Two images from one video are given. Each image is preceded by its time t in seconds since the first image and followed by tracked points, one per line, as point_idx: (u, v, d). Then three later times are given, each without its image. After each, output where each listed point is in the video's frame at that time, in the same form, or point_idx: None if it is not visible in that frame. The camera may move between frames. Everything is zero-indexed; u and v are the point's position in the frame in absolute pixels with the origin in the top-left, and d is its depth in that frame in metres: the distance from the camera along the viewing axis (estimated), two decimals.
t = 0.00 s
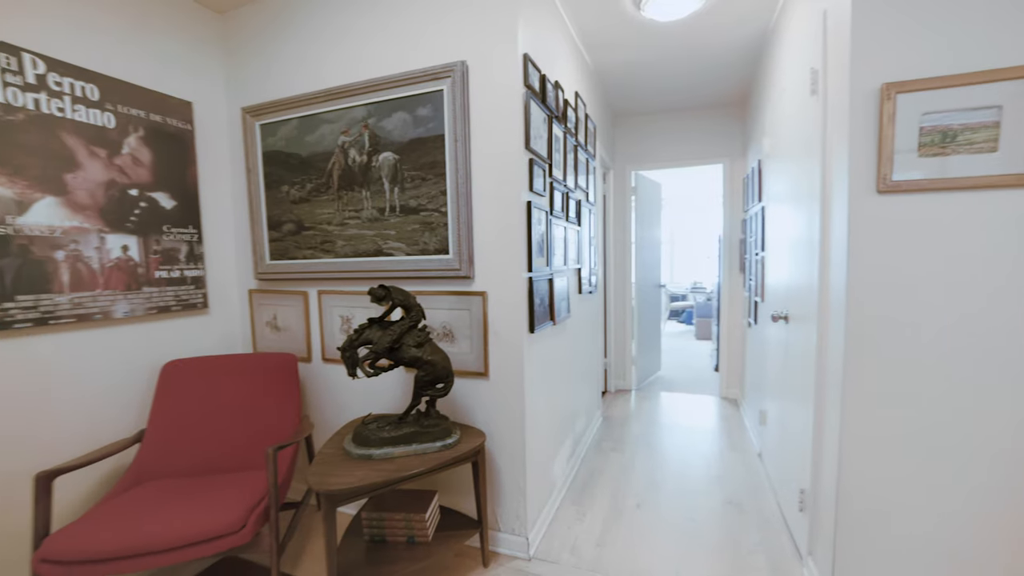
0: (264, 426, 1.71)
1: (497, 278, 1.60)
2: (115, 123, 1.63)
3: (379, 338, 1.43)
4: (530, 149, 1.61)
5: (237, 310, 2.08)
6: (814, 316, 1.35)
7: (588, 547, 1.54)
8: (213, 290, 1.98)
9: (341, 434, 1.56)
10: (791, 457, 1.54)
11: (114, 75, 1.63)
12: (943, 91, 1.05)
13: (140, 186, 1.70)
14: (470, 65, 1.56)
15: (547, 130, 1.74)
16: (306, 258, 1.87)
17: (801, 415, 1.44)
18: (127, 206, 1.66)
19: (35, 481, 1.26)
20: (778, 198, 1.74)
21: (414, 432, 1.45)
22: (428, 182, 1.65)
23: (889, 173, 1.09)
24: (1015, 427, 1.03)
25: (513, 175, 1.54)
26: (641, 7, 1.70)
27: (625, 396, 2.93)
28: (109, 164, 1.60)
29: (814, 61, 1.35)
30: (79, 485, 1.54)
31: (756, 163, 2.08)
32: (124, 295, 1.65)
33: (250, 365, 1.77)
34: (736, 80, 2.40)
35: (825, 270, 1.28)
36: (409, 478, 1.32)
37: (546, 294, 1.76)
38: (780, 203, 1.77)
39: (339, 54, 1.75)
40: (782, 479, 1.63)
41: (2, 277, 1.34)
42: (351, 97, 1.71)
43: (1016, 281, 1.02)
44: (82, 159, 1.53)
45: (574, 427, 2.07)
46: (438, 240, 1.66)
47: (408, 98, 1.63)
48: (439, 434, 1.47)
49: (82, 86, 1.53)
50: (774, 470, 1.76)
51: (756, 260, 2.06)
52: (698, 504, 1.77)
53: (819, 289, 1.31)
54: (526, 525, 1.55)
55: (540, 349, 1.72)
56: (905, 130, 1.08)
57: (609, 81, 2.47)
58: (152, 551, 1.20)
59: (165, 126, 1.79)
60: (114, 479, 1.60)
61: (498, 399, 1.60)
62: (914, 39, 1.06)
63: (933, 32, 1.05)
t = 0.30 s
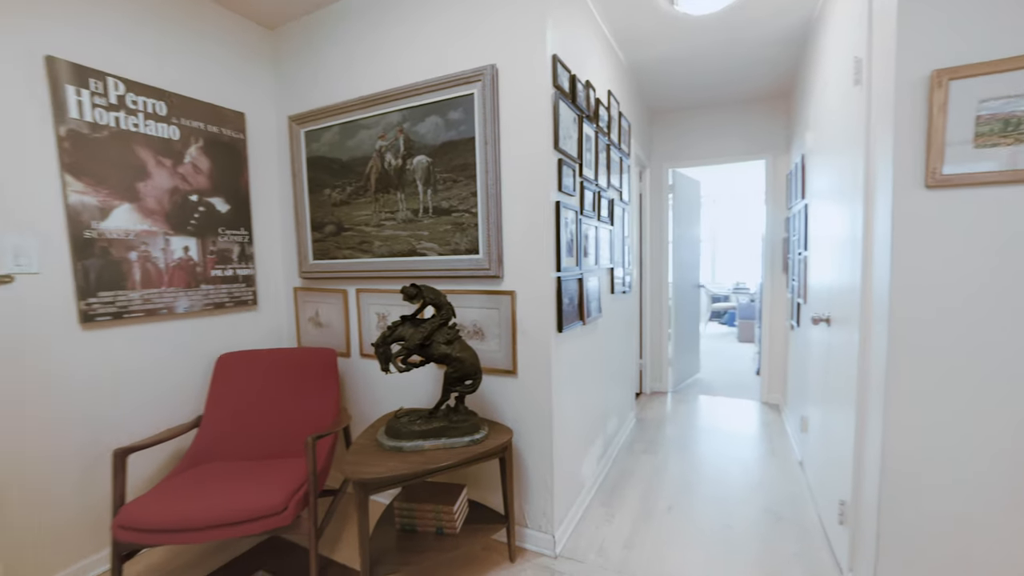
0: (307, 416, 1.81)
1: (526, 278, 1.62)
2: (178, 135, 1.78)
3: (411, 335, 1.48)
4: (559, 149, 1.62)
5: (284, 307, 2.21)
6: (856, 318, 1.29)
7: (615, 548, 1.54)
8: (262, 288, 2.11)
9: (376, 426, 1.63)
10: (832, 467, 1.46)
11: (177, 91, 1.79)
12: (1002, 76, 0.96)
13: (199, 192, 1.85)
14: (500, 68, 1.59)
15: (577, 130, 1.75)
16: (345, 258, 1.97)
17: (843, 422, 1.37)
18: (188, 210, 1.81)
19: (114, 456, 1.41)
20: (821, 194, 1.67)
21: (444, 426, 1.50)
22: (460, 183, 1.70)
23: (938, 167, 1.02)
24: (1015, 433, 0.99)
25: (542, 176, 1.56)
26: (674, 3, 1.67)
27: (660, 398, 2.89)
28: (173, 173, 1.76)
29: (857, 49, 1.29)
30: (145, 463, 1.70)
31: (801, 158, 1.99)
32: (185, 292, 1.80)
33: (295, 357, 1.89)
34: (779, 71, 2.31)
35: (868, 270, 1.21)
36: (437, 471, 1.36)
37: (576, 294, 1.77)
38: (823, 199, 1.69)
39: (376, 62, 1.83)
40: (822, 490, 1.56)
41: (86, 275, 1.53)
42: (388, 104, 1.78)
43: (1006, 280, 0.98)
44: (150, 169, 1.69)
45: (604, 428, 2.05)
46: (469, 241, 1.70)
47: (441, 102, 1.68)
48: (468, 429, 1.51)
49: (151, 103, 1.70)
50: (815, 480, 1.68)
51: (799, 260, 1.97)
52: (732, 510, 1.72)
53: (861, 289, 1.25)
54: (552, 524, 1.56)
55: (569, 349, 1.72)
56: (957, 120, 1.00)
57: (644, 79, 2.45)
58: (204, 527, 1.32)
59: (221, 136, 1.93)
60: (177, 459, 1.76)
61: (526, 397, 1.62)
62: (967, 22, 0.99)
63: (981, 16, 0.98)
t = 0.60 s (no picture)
0: (349, 409, 1.90)
1: (559, 279, 1.63)
2: (237, 145, 1.92)
3: (445, 333, 1.54)
4: (593, 151, 1.62)
5: (330, 305, 2.33)
6: (908, 322, 1.21)
7: (646, 552, 1.52)
8: (310, 287, 2.23)
9: (412, 421, 1.69)
10: (881, 479, 1.39)
11: (236, 105, 1.94)
12: None
13: (254, 197, 1.98)
14: (534, 71, 1.61)
15: (612, 130, 1.74)
16: (386, 259, 2.05)
17: (894, 433, 1.30)
18: (244, 214, 1.95)
19: (180, 439, 1.54)
20: (872, 192, 1.58)
21: (476, 423, 1.54)
22: (495, 186, 1.73)
23: (1003, 160, 0.95)
24: (1010, 435, 0.97)
25: (575, 178, 1.57)
26: None
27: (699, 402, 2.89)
28: (232, 180, 1.90)
29: (912, 37, 1.21)
30: (206, 448, 1.84)
31: (853, 153, 1.90)
32: (241, 290, 1.94)
33: (339, 353, 1.99)
34: (829, 62, 2.21)
35: (922, 271, 1.14)
36: (469, 466, 1.41)
37: (609, 295, 1.76)
38: (875, 197, 1.60)
39: (416, 69, 1.89)
40: (871, 503, 1.48)
41: (159, 274, 1.71)
42: (426, 110, 1.85)
43: (997, 280, 0.97)
44: (212, 177, 1.84)
45: (639, 431, 2.04)
46: (503, 242, 1.73)
47: (476, 107, 1.72)
48: (499, 427, 1.55)
49: (213, 116, 1.85)
50: (864, 492, 1.59)
51: (850, 261, 1.87)
52: (773, 520, 1.65)
53: (914, 292, 1.18)
54: (583, 524, 1.56)
55: (602, 350, 1.72)
56: None
57: (683, 79, 2.44)
58: (256, 508, 1.43)
59: (274, 145, 2.06)
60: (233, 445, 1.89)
61: (557, 397, 1.63)
62: None
63: None
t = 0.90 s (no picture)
0: (387, 404, 1.97)
1: (591, 280, 1.63)
2: (285, 152, 2.03)
3: (478, 333, 1.57)
4: (627, 150, 1.60)
5: (370, 303, 2.42)
6: (971, 328, 1.13)
7: (679, 559, 1.49)
8: (352, 286, 2.33)
9: (446, 417, 1.74)
10: (941, 497, 1.30)
11: (285, 114, 2.05)
12: None
13: (300, 201, 2.09)
14: (567, 72, 1.61)
15: (647, 129, 1.72)
16: (424, 260, 2.11)
17: (954, 447, 1.21)
18: (292, 217, 2.06)
19: (233, 428, 1.64)
20: (932, 187, 1.48)
21: (508, 422, 1.57)
22: (528, 187, 1.75)
23: None
24: None
25: (609, 178, 1.55)
26: None
27: (739, 407, 2.86)
28: (281, 185, 2.02)
29: (980, 18, 1.13)
30: (257, 436, 1.97)
31: (911, 146, 1.78)
32: (289, 289, 2.05)
33: (378, 350, 2.06)
34: (884, 48, 2.09)
35: (986, 273, 1.06)
36: (499, 465, 1.43)
37: (643, 297, 1.73)
38: (935, 192, 1.50)
39: (452, 73, 1.94)
40: (928, 522, 1.39)
41: (216, 274, 1.83)
42: (462, 113, 1.88)
43: None
44: (263, 183, 1.96)
45: (674, 435, 2.00)
46: (536, 243, 1.74)
47: (510, 109, 1.74)
48: (531, 427, 1.57)
49: (264, 126, 1.96)
50: (921, 509, 1.50)
51: (906, 262, 1.77)
52: (818, 534, 1.58)
53: (978, 296, 1.09)
54: (614, 527, 1.55)
55: (636, 353, 1.70)
56: None
57: (723, 75, 2.40)
58: (299, 495, 1.51)
59: (319, 150, 2.16)
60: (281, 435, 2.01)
61: (589, 399, 1.63)
62: None
63: None
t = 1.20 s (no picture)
0: (422, 401, 2.01)
1: (626, 280, 1.60)
2: (328, 155, 2.11)
3: (510, 332, 1.60)
4: (664, 147, 1.56)
5: (408, 302, 2.48)
6: None
7: (716, 570, 1.44)
8: (390, 285, 2.39)
9: (479, 415, 1.76)
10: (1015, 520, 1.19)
11: (329, 118, 2.14)
12: None
13: (342, 203, 2.16)
14: (601, 68, 1.59)
15: (684, 124, 1.68)
16: (458, 259, 2.13)
17: None
18: (334, 217, 2.14)
19: (278, 420, 1.72)
20: (1007, 180, 1.36)
21: (539, 422, 1.57)
22: (562, 186, 1.73)
23: None
24: None
25: (645, 175, 1.52)
26: None
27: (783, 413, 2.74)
28: (324, 187, 2.10)
29: None
30: (300, 427, 2.06)
31: (983, 136, 1.65)
32: (331, 287, 2.13)
33: (414, 347, 2.11)
34: (950, 29, 1.94)
35: None
36: (530, 465, 1.43)
37: (680, 297, 1.69)
38: (1010, 186, 1.38)
39: (487, 73, 1.95)
40: (1001, 548, 1.27)
41: (264, 272, 1.93)
42: (497, 113, 1.89)
43: None
44: (307, 185, 2.04)
45: (713, 441, 1.93)
46: (570, 242, 1.73)
47: (544, 108, 1.74)
48: (563, 428, 1.55)
49: (309, 130, 2.05)
50: (991, 532, 1.37)
51: (976, 261, 1.63)
52: (872, 552, 1.48)
53: None
54: (647, 533, 1.52)
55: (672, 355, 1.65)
56: None
57: (769, 66, 2.32)
58: (337, 485, 1.58)
59: (360, 153, 2.23)
60: (322, 427, 2.09)
61: (623, 401, 1.60)
62: None
63: None
